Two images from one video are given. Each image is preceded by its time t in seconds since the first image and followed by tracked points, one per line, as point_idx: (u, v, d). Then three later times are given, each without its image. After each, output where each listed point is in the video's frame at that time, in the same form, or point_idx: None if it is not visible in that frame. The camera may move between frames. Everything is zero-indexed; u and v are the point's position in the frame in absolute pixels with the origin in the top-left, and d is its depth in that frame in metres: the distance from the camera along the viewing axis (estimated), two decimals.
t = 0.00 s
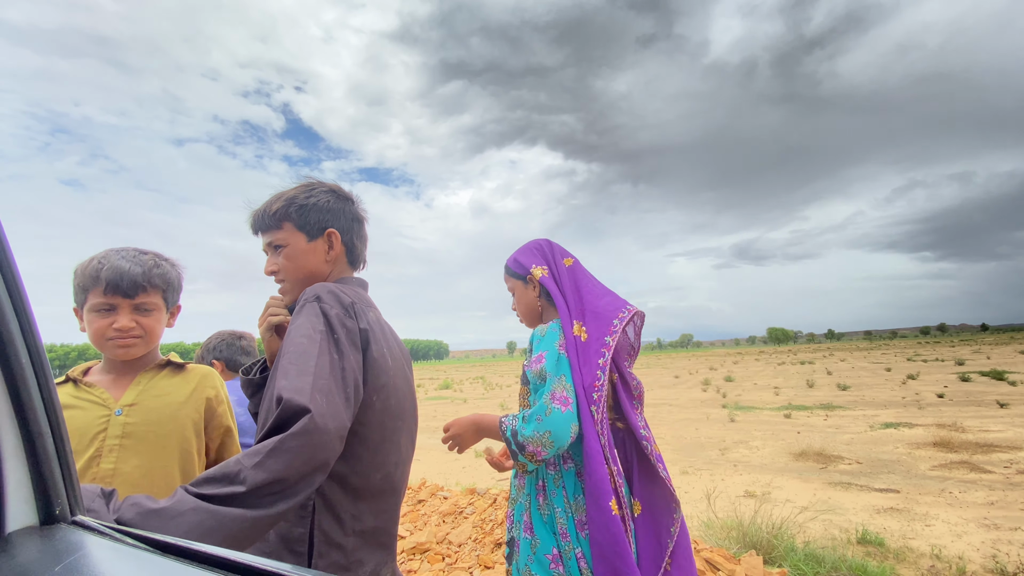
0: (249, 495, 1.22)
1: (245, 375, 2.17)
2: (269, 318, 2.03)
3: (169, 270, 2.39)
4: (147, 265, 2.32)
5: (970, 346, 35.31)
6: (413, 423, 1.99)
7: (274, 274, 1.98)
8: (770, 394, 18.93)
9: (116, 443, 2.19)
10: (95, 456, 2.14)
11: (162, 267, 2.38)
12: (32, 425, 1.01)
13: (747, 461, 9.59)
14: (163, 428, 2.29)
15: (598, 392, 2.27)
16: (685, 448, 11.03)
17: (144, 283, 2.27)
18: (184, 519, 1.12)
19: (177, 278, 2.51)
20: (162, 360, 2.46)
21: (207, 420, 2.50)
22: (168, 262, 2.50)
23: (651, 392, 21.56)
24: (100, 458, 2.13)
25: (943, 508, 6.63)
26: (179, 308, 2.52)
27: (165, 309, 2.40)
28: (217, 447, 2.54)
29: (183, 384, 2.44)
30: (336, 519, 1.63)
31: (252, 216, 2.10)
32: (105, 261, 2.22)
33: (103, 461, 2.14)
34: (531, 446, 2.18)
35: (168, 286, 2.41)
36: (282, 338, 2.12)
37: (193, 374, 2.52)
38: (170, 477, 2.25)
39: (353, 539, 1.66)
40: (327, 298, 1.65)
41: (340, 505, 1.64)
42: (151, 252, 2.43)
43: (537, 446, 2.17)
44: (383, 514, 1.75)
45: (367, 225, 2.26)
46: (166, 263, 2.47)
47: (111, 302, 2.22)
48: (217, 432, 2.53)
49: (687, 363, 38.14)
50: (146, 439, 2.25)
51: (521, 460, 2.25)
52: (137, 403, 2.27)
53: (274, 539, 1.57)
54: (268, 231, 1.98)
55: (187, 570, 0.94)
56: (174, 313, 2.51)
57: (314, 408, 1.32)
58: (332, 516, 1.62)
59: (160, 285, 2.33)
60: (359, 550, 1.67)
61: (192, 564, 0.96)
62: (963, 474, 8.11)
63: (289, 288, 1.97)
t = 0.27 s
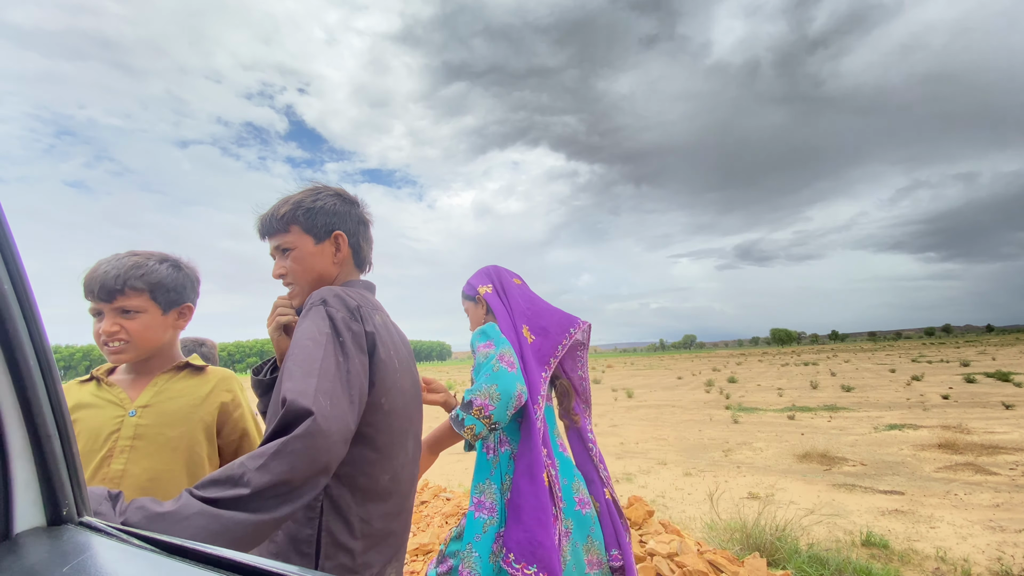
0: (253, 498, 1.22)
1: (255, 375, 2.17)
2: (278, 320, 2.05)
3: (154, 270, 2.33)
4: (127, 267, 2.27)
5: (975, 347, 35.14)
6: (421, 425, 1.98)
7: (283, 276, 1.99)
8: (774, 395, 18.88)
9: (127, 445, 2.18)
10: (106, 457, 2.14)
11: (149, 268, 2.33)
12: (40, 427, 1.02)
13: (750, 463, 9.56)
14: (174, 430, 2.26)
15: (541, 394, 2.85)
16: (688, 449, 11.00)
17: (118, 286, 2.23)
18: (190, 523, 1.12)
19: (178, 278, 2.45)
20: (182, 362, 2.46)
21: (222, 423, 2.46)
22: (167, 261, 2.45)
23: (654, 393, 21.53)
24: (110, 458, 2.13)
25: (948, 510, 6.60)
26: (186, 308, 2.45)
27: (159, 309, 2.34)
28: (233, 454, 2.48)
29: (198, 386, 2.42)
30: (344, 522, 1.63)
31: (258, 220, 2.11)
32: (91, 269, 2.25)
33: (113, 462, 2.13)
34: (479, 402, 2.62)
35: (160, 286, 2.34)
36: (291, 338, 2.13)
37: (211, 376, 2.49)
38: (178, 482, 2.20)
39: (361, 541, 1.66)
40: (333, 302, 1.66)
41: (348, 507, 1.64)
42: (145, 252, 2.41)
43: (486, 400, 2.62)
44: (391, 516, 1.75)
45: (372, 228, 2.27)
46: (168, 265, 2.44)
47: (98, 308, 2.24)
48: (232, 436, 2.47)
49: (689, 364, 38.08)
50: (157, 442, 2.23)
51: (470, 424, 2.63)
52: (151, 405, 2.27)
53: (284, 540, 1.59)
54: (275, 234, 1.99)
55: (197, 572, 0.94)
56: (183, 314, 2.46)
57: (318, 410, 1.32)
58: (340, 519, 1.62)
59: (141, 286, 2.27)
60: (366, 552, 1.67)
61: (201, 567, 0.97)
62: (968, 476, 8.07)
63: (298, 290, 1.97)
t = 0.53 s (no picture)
0: (257, 498, 1.22)
1: (263, 376, 2.17)
2: (286, 322, 2.05)
3: (164, 280, 2.31)
4: (135, 278, 2.25)
5: (980, 348, 34.93)
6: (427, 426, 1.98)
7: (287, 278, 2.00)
8: (778, 397, 18.82)
9: (141, 451, 2.19)
10: (121, 462, 2.15)
11: (160, 277, 2.32)
12: (47, 429, 1.03)
13: (754, 465, 9.53)
14: (187, 436, 2.25)
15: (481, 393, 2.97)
16: (691, 451, 10.97)
17: (128, 298, 2.22)
18: (195, 524, 1.12)
19: (189, 286, 2.43)
20: (201, 368, 2.46)
21: (236, 430, 2.43)
22: (177, 269, 2.43)
23: (657, 395, 21.48)
24: (124, 464, 2.14)
25: (954, 512, 6.56)
26: (200, 315, 2.44)
27: (171, 318, 2.33)
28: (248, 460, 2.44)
29: (214, 392, 2.41)
30: (350, 521, 1.63)
31: (264, 222, 2.11)
32: (103, 283, 2.26)
33: (128, 468, 2.14)
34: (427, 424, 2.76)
35: (171, 295, 2.33)
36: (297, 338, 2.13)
37: (228, 383, 2.48)
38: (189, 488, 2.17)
39: (368, 541, 1.66)
40: (339, 302, 1.66)
41: (355, 508, 1.64)
42: (155, 261, 2.39)
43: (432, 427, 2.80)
44: (398, 516, 1.75)
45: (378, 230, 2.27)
46: (178, 273, 2.42)
47: (112, 321, 2.25)
48: (246, 443, 2.44)
49: (693, 366, 37.98)
50: (170, 449, 2.22)
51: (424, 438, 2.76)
52: (165, 411, 2.27)
53: (292, 540, 1.59)
54: (281, 237, 1.99)
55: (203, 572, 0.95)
56: (197, 321, 2.45)
57: (321, 409, 1.32)
58: (348, 519, 1.63)
59: (152, 296, 2.26)
60: (373, 552, 1.67)
61: (207, 567, 0.97)
62: (973, 478, 8.02)
63: (303, 292, 1.98)
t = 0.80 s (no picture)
0: (261, 501, 1.22)
1: (267, 379, 2.18)
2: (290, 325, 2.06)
3: (185, 286, 2.32)
4: (158, 284, 2.26)
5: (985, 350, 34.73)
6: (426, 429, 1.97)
7: (295, 279, 2.00)
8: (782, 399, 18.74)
9: (157, 453, 2.19)
10: (137, 464, 2.16)
11: (180, 283, 2.32)
12: (53, 430, 1.03)
13: (758, 467, 9.49)
14: (202, 439, 2.25)
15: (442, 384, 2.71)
16: (695, 453, 10.94)
17: (152, 303, 2.23)
18: (198, 526, 1.12)
19: (210, 290, 2.44)
20: (217, 373, 2.47)
21: (250, 435, 2.41)
22: (198, 274, 2.44)
23: (661, 397, 21.43)
24: (141, 466, 2.14)
25: (959, 515, 6.52)
26: (220, 319, 2.45)
27: (192, 323, 2.34)
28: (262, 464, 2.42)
29: (229, 397, 2.41)
30: (350, 524, 1.64)
31: (272, 224, 2.12)
32: (126, 288, 2.26)
33: (143, 470, 2.14)
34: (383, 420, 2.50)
35: (192, 300, 2.34)
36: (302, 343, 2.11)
37: (243, 388, 2.48)
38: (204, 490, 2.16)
39: (369, 543, 1.65)
40: (343, 306, 1.67)
41: (355, 510, 1.65)
42: (176, 266, 2.39)
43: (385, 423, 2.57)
44: (398, 518, 1.74)
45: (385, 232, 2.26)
46: (198, 278, 2.43)
47: (135, 325, 2.26)
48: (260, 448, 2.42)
49: (696, 367, 37.87)
50: (185, 452, 2.22)
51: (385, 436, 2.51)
52: (181, 414, 2.28)
53: (292, 543, 1.60)
54: (289, 238, 2.00)
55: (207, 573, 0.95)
56: (216, 324, 2.46)
57: (325, 413, 1.32)
58: (347, 521, 1.63)
59: (173, 301, 2.27)
60: (374, 554, 1.67)
61: (211, 569, 0.97)
62: (979, 481, 7.97)
63: (309, 294, 1.98)
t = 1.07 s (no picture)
0: (268, 503, 1.21)
1: (272, 381, 2.18)
2: (295, 327, 2.06)
3: (195, 287, 2.33)
4: (168, 286, 2.28)
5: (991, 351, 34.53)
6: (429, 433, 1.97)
7: (302, 280, 2.00)
8: (786, 400, 18.69)
9: (171, 453, 2.19)
10: (152, 464, 2.16)
11: (190, 284, 2.34)
12: (64, 432, 1.04)
13: (762, 469, 9.46)
14: (214, 439, 2.24)
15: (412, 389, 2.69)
16: (699, 455, 10.92)
17: (162, 305, 2.26)
18: (207, 528, 1.13)
19: (220, 292, 2.45)
20: (229, 373, 2.48)
21: (262, 435, 2.39)
22: (207, 276, 2.45)
23: (664, 398, 21.39)
24: (155, 466, 2.15)
25: (964, 517, 6.48)
26: (231, 320, 2.46)
27: (202, 325, 2.35)
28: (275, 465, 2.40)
29: (242, 396, 2.40)
30: (356, 525, 1.64)
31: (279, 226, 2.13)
32: (137, 290, 2.29)
33: (158, 470, 2.14)
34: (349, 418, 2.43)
35: (203, 301, 2.35)
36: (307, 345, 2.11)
37: (255, 387, 2.47)
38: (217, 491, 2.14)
39: (374, 545, 1.66)
40: (348, 308, 1.67)
41: (361, 512, 1.65)
42: (186, 269, 2.41)
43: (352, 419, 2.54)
44: (403, 520, 1.75)
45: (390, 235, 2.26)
46: (208, 279, 2.44)
47: (147, 327, 2.28)
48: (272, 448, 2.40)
49: (700, 368, 37.78)
50: (198, 451, 2.21)
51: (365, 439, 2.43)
52: (194, 414, 2.27)
53: (300, 543, 1.60)
54: (295, 241, 2.01)
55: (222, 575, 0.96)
56: (227, 326, 2.47)
57: (330, 414, 1.32)
58: (353, 522, 1.64)
59: (184, 302, 2.29)
60: (379, 556, 1.67)
61: (227, 570, 0.98)
62: (984, 482, 7.92)
63: (314, 296, 1.99)
